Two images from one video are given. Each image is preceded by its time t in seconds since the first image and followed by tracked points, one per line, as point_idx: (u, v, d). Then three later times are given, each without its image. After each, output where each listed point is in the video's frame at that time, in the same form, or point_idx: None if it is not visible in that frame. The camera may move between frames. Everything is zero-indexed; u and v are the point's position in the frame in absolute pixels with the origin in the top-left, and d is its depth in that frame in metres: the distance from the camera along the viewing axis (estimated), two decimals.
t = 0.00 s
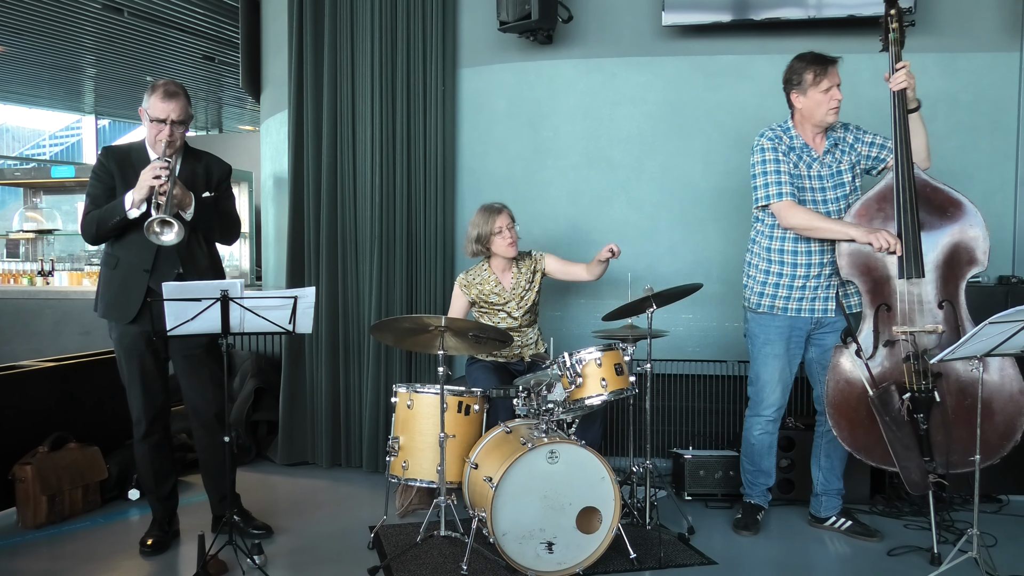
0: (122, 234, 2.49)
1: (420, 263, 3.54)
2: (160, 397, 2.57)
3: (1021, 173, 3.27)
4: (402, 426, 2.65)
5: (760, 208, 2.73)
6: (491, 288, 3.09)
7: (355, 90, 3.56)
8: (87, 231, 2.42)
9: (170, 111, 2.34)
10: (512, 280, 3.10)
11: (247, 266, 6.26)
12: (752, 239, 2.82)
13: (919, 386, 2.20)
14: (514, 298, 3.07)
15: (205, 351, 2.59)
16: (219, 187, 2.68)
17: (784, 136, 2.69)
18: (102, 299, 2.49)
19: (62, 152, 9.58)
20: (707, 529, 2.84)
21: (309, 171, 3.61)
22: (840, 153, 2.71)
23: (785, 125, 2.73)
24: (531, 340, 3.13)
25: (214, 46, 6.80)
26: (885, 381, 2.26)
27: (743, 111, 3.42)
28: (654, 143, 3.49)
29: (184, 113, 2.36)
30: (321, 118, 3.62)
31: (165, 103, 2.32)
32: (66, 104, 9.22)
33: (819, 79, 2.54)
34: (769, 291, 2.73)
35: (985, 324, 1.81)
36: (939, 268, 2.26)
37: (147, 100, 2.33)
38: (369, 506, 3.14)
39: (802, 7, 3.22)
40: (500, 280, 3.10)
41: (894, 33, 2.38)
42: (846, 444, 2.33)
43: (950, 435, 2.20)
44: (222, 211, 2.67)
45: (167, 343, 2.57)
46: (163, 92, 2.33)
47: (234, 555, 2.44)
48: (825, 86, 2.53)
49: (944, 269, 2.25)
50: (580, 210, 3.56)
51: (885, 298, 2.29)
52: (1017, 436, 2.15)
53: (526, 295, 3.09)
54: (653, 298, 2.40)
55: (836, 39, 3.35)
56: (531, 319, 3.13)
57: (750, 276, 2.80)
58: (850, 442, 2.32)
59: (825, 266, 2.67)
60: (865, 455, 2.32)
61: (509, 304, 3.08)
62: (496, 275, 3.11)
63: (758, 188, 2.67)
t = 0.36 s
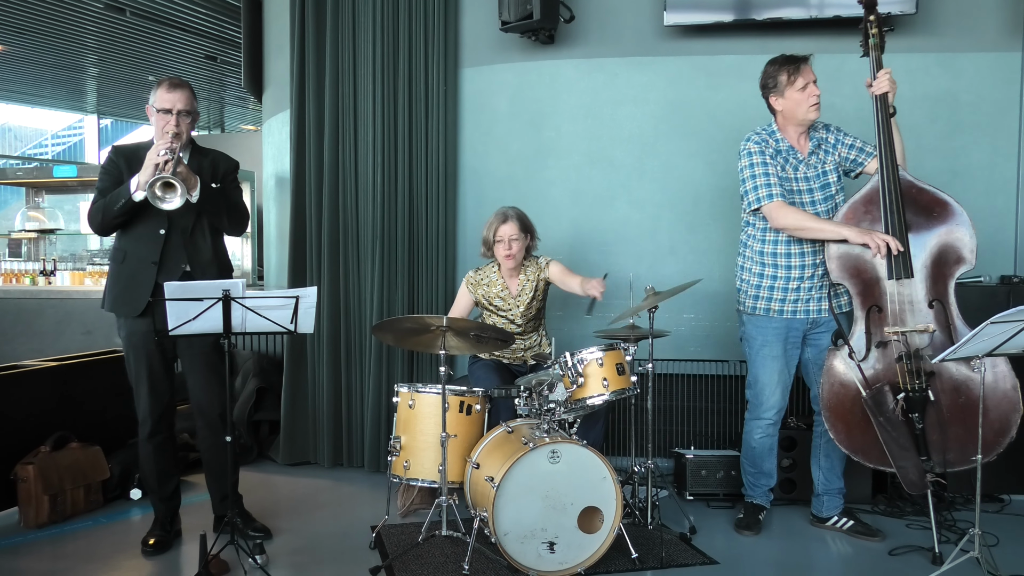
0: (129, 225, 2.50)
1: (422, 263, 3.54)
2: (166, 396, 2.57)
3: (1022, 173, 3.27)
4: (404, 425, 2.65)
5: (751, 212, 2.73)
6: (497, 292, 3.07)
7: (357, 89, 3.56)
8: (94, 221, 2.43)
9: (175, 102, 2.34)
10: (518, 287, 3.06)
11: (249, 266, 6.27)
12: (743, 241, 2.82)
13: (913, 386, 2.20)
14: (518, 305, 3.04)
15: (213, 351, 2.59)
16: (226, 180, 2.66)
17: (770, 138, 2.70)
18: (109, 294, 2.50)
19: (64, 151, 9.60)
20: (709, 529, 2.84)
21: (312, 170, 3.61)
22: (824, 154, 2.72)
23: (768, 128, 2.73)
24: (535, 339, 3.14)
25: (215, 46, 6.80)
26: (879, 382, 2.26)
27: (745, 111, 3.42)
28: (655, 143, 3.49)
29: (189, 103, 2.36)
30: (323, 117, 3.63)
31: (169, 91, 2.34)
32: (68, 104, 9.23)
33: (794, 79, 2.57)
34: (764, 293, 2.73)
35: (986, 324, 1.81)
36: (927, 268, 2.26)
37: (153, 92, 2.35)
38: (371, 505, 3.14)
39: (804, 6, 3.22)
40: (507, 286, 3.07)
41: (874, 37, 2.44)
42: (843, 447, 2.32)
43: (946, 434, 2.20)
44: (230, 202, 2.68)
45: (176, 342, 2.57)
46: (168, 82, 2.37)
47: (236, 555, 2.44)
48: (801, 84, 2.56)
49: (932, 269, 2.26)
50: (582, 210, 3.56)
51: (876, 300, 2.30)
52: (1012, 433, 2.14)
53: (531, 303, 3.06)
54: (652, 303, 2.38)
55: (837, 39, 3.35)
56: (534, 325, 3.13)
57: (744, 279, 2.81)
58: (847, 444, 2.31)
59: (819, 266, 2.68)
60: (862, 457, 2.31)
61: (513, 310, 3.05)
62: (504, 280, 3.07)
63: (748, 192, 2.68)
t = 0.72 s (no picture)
0: (147, 229, 2.51)
1: (423, 263, 3.54)
2: (176, 396, 2.57)
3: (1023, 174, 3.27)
4: (405, 426, 2.65)
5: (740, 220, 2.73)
6: (503, 287, 3.10)
7: (358, 89, 3.56)
8: (113, 225, 2.44)
9: (194, 107, 2.34)
10: (523, 285, 3.09)
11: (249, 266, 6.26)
12: (732, 248, 2.82)
13: (907, 386, 2.20)
14: (521, 303, 3.08)
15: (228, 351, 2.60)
16: (244, 185, 2.70)
17: (755, 145, 2.69)
18: (129, 295, 2.51)
19: (64, 151, 9.62)
20: (710, 530, 2.83)
21: (313, 170, 3.61)
22: (806, 159, 2.74)
23: (752, 135, 2.73)
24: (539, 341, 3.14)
25: (216, 46, 6.81)
26: (872, 383, 2.27)
27: (746, 112, 3.42)
28: (656, 144, 3.50)
29: (208, 109, 2.36)
30: (324, 117, 3.63)
31: (189, 97, 2.32)
32: (69, 104, 9.23)
33: (780, 91, 2.57)
34: (756, 298, 2.72)
35: (987, 325, 1.80)
36: (916, 270, 2.28)
37: (173, 95, 2.34)
38: (371, 505, 3.14)
39: (805, 7, 3.22)
40: (513, 283, 3.10)
41: (853, 46, 2.51)
42: (841, 450, 2.32)
43: (942, 433, 2.20)
44: (243, 207, 2.69)
45: (189, 342, 2.57)
46: (188, 88, 2.33)
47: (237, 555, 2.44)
48: (787, 97, 2.56)
49: (921, 271, 2.28)
50: (583, 210, 3.56)
51: (866, 302, 2.31)
52: (1006, 430, 2.15)
53: (533, 302, 3.08)
54: (654, 297, 2.42)
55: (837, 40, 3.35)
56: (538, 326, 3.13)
57: (735, 285, 2.79)
58: (843, 447, 2.31)
59: (808, 270, 2.70)
60: (859, 459, 2.31)
61: (516, 308, 3.08)
62: (510, 278, 3.10)
63: (735, 201, 2.68)
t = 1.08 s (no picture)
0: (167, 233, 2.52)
1: (423, 265, 3.54)
2: (187, 397, 2.57)
3: None
4: (405, 428, 2.65)
5: (732, 223, 2.74)
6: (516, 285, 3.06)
7: (358, 90, 3.57)
8: (133, 231, 2.45)
9: (214, 114, 2.36)
10: (534, 282, 3.10)
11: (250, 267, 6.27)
12: (725, 250, 2.82)
13: (903, 387, 2.20)
14: (533, 300, 3.08)
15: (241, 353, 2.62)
16: (264, 191, 2.70)
17: (743, 150, 2.69)
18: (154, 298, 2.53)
19: (65, 153, 9.62)
20: (711, 532, 2.83)
21: (313, 172, 3.62)
22: (795, 161, 2.74)
23: (740, 138, 2.73)
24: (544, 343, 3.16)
25: (216, 48, 6.81)
26: (868, 386, 2.27)
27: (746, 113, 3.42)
28: (656, 145, 3.50)
29: (228, 116, 2.38)
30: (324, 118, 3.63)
31: (210, 104, 2.34)
32: (70, 105, 9.24)
33: (765, 100, 2.57)
34: (752, 299, 2.72)
35: (988, 327, 1.80)
36: (909, 272, 2.29)
37: (195, 101, 2.36)
38: (372, 507, 3.15)
39: (805, 9, 3.22)
40: (525, 280, 3.09)
41: (839, 53, 2.53)
42: (839, 454, 2.31)
43: (939, 434, 2.20)
44: (263, 213, 2.69)
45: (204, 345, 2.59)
46: (209, 95, 2.35)
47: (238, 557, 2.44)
48: (773, 104, 2.56)
49: (914, 273, 2.28)
50: (583, 212, 3.56)
51: (860, 306, 2.31)
52: (1003, 430, 2.15)
53: (543, 298, 3.11)
54: (655, 302, 2.40)
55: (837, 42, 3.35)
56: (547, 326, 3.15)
57: (730, 287, 2.80)
58: (841, 451, 2.30)
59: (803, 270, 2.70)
60: (857, 462, 2.30)
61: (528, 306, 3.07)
62: (522, 275, 3.09)
63: (726, 206, 2.68)
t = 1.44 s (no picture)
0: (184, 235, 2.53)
1: (423, 266, 3.54)
2: (198, 400, 2.60)
3: None
4: (406, 429, 2.65)
5: (732, 223, 2.74)
6: (520, 282, 3.08)
7: (359, 92, 3.57)
8: (151, 233, 2.50)
9: (231, 119, 2.37)
10: (538, 277, 3.13)
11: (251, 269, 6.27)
12: (725, 250, 2.82)
13: (900, 388, 2.20)
14: (538, 295, 3.12)
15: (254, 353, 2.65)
16: (281, 195, 2.72)
17: (742, 150, 2.69)
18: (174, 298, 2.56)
19: (66, 154, 9.63)
20: (712, 533, 2.83)
21: (313, 174, 3.62)
22: (795, 161, 2.74)
23: (739, 139, 2.73)
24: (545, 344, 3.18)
25: (217, 49, 6.81)
26: (866, 387, 2.26)
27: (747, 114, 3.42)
28: (657, 147, 3.50)
29: (245, 120, 2.38)
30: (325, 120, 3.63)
31: (227, 108, 2.35)
32: (70, 107, 9.24)
33: (760, 100, 2.58)
34: (750, 298, 2.72)
35: (988, 329, 1.79)
36: (906, 275, 2.29)
37: (213, 105, 2.38)
38: (373, 509, 3.15)
39: (805, 11, 3.23)
40: (528, 276, 3.11)
41: (835, 57, 2.54)
42: (838, 455, 2.31)
43: (938, 435, 2.20)
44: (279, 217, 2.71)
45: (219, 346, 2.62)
46: (226, 99, 2.36)
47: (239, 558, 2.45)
48: (768, 104, 2.57)
49: (911, 276, 2.29)
50: (584, 213, 3.56)
51: (858, 307, 2.31)
52: (1002, 430, 2.15)
53: (547, 292, 3.16)
54: (656, 302, 2.40)
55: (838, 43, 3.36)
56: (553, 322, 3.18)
57: (729, 286, 2.80)
58: (840, 453, 2.31)
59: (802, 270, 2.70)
60: (857, 464, 2.30)
61: (534, 302, 3.10)
62: (525, 271, 3.10)
63: (726, 205, 2.68)
